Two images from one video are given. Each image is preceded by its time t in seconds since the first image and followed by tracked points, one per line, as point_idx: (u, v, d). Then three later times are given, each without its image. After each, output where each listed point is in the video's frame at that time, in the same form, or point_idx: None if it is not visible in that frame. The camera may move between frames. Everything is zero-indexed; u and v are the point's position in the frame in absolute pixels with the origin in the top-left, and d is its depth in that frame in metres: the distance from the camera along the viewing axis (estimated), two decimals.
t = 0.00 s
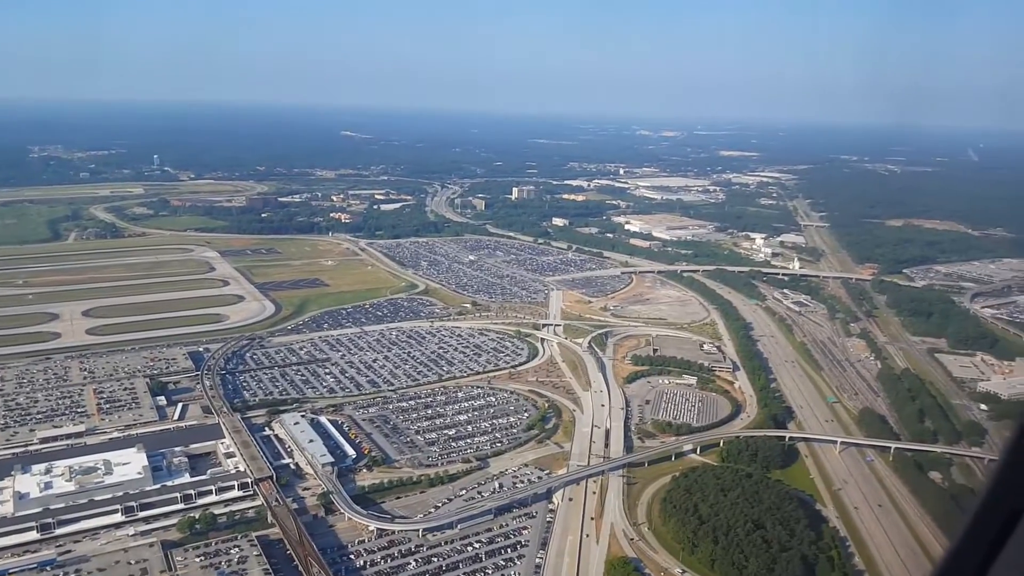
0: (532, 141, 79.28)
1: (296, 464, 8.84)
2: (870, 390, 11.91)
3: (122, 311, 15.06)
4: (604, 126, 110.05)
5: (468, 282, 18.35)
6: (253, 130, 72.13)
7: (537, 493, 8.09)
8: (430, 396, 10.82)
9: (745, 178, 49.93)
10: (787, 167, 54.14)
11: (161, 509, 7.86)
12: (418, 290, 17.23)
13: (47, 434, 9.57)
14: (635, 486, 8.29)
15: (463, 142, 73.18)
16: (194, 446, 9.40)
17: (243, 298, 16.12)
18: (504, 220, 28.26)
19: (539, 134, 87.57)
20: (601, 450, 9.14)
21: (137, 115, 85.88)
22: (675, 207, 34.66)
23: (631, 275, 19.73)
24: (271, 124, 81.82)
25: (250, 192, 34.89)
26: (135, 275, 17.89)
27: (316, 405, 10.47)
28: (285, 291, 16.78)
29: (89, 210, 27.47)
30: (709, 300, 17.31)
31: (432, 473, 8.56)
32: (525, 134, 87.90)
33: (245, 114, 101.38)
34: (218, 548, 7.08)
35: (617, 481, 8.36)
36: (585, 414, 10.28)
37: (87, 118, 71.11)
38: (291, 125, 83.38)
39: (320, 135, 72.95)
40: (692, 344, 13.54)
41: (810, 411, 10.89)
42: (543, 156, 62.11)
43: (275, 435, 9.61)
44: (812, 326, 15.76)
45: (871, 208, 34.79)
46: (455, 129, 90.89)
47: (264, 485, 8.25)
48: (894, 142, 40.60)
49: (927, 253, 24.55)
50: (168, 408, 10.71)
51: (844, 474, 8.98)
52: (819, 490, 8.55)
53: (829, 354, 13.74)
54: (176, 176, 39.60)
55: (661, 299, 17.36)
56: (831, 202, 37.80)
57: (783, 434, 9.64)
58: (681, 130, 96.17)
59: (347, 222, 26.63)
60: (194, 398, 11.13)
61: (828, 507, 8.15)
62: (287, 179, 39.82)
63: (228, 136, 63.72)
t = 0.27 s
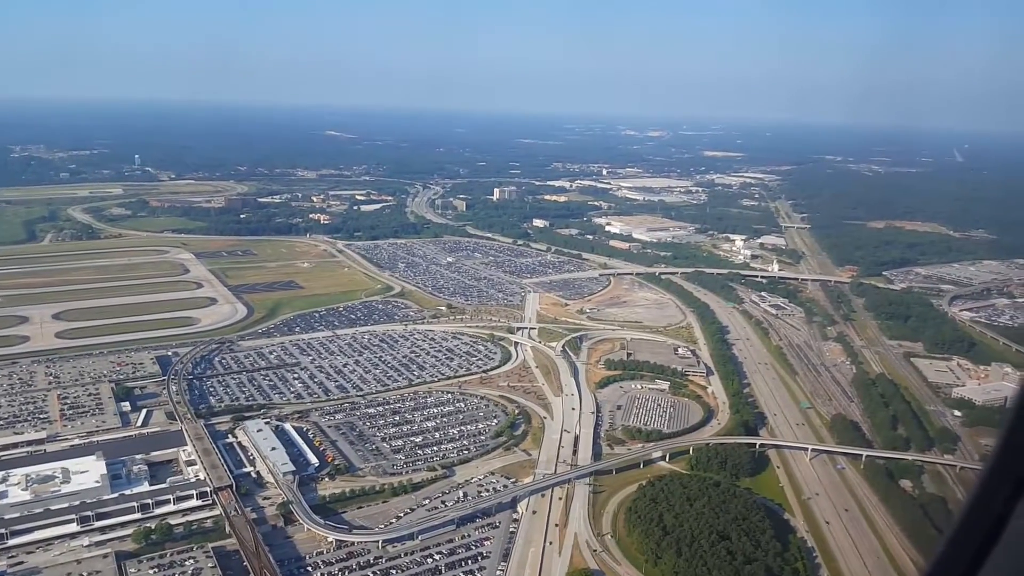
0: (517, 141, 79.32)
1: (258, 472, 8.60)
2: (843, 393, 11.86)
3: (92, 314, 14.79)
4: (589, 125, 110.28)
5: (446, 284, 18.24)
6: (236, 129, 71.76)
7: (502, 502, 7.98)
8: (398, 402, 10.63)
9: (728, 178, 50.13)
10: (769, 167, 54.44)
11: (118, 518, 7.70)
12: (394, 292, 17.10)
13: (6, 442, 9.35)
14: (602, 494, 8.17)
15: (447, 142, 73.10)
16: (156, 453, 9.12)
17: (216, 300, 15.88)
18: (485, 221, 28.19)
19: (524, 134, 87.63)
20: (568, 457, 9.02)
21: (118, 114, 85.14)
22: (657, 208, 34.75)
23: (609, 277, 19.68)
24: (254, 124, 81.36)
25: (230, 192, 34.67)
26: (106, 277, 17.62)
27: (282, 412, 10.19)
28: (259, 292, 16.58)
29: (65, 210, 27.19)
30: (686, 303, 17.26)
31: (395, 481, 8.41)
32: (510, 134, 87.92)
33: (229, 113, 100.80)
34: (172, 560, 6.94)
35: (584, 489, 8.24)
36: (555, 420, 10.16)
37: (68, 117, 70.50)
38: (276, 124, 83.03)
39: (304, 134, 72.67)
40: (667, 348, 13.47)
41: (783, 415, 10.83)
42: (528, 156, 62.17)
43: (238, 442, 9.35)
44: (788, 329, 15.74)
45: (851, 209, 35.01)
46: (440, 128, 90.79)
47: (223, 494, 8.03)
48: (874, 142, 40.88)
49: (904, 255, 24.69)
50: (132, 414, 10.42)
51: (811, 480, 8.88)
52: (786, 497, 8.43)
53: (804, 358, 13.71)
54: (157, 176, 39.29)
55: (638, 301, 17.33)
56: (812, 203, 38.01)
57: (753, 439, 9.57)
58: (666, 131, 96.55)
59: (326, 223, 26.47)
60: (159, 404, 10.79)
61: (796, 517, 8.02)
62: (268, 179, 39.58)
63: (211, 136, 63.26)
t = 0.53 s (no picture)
0: (509, 141, 79.28)
1: (227, 482, 8.43)
2: (825, 397, 11.79)
3: (70, 319, 14.57)
4: (582, 125, 110.31)
5: (430, 288, 18.14)
6: (227, 131, 71.60)
7: (474, 512, 7.85)
8: (373, 408, 10.49)
9: (718, 178, 50.18)
10: (759, 168, 54.51)
11: (82, 530, 7.54)
12: (376, 296, 16.97)
13: None
14: (575, 504, 8.06)
15: (438, 143, 72.98)
16: (124, 463, 8.89)
17: (196, 304, 15.69)
18: (473, 223, 28.11)
19: (516, 134, 87.69)
20: (543, 465, 8.91)
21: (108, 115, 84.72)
22: (646, 210, 34.76)
23: (594, 281, 19.62)
24: (245, 125, 81.10)
25: (218, 194, 34.51)
26: (87, 280, 17.42)
27: (255, 419, 10.03)
28: (240, 296, 16.42)
29: (50, 213, 27.00)
30: (671, 307, 17.19)
31: (367, 491, 8.28)
32: (502, 134, 87.86)
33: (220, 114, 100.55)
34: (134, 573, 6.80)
35: (556, 499, 8.13)
36: (532, 427, 10.05)
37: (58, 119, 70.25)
38: (267, 125, 82.85)
39: (295, 135, 72.54)
40: (648, 352, 13.39)
41: (762, 420, 10.75)
42: (519, 157, 62.19)
43: (209, 451, 9.16)
44: (772, 331, 15.67)
45: (840, 209, 35.06)
46: (432, 129, 90.75)
47: (189, 505, 7.86)
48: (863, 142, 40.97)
49: (892, 256, 24.71)
50: (104, 421, 10.17)
51: (788, 488, 8.78)
52: (763, 506, 8.32)
53: (787, 361, 13.65)
54: (145, 177, 39.10)
55: (623, 305, 17.25)
56: (801, 203, 38.06)
57: (731, 446, 9.48)
58: (659, 131, 96.64)
59: (313, 225, 26.35)
60: (132, 411, 10.51)
61: (772, 526, 7.91)
62: (257, 181, 39.43)
63: (201, 138, 62.99)
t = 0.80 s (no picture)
0: (503, 141, 79.17)
1: (198, 491, 8.29)
2: (809, 401, 11.70)
3: (51, 323, 14.33)
4: (577, 125, 110.26)
5: (416, 290, 18.01)
6: (220, 131, 71.40)
7: (448, 522, 7.73)
8: (351, 415, 10.37)
9: (712, 179, 50.14)
10: (753, 168, 54.49)
11: (49, 541, 7.38)
12: (362, 299, 16.85)
13: None
14: (551, 513, 7.94)
15: (432, 143, 72.86)
16: (96, 471, 8.72)
17: (179, 308, 15.51)
18: (463, 224, 27.98)
19: (511, 134, 87.61)
20: (521, 473, 8.80)
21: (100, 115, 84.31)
22: (637, 211, 34.68)
23: (582, 283, 19.54)
24: (239, 126, 80.83)
25: (208, 195, 34.34)
26: (69, 282, 17.20)
27: (230, 426, 9.90)
28: (223, 300, 16.27)
29: (38, 214, 26.82)
30: (657, 310, 17.11)
31: (340, 501, 8.15)
32: (496, 134, 87.76)
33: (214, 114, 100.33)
34: None
35: (532, 508, 8.01)
36: (512, 433, 9.94)
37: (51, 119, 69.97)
38: (261, 125, 82.66)
39: (289, 135, 72.38)
40: (633, 356, 13.29)
41: (745, 426, 10.64)
42: (513, 157, 62.10)
43: (181, 459, 9.02)
44: (759, 334, 15.59)
45: (832, 210, 35.03)
46: (426, 129, 90.60)
47: (159, 515, 7.72)
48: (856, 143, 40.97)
49: (883, 257, 24.66)
50: (79, 428, 9.97)
51: (768, 495, 8.67)
52: (742, 515, 8.21)
53: (772, 364, 13.56)
54: (135, 178, 38.91)
55: (610, 308, 17.15)
56: (794, 204, 38.03)
57: (711, 453, 9.37)
58: (654, 130, 96.62)
59: (302, 226, 26.21)
60: (108, 417, 10.31)
61: (750, 536, 7.80)
62: (247, 182, 39.25)
63: (193, 138, 62.73)
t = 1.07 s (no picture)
0: (503, 140, 79.01)
1: (177, 502, 8.13)
2: (802, 404, 11.54)
3: (39, 329, 14.08)
4: (577, 124, 110.04)
5: (408, 294, 17.91)
6: (220, 134, 71.45)
7: (428, 533, 7.61)
8: (336, 422, 10.25)
9: (711, 177, 49.91)
10: (753, 166, 54.26)
11: (24, 554, 7.20)
12: (353, 303, 16.74)
13: None
14: (533, 523, 7.82)
15: (432, 143, 72.83)
16: (77, 481, 8.52)
17: (169, 313, 15.35)
18: (459, 226, 27.90)
19: (511, 134, 87.59)
20: (505, 481, 8.66)
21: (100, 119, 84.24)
22: (635, 211, 34.57)
23: (576, 285, 19.40)
24: (238, 128, 80.71)
25: (205, 199, 34.33)
26: (60, 288, 17.02)
27: (214, 435, 9.76)
28: (214, 305, 16.16)
29: (33, 219, 26.75)
30: (651, 312, 16.96)
31: (319, 511, 8.02)
32: (496, 134, 87.72)
33: (214, 116, 100.46)
34: None
35: (514, 518, 7.88)
36: (497, 440, 9.79)
37: (51, 123, 70.02)
38: (261, 128, 82.68)
39: (288, 137, 72.39)
40: (624, 360, 13.14)
41: (735, 430, 10.49)
42: (511, 157, 62.04)
43: (162, 469, 8.85)
44: (753, 336, 15.43)
45: (831, 209, 34.84)
46: (426, 130, 90.58)
47: (136, 526, 7.55)
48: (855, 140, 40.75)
49: (881, 255, 24.47)
50: (62, 437, 9.72)
51: (756, 502, 8.53)
52: (728, 523, 8.07)
53: (765, 367, 13.40)
54: (133, 182, 38.87)
55: (603, 310, 17.02)
56: (793, 202, 37.82)
57: (698, 459, 9.22)
58: (655, 128, 96.36)
59: (297, 229, 26.12)
60: (93, 426, 10.04)
61: (736, 544, 7.67)
62: (245, 185, 39.21)
63: (192, 142, 62.66)
